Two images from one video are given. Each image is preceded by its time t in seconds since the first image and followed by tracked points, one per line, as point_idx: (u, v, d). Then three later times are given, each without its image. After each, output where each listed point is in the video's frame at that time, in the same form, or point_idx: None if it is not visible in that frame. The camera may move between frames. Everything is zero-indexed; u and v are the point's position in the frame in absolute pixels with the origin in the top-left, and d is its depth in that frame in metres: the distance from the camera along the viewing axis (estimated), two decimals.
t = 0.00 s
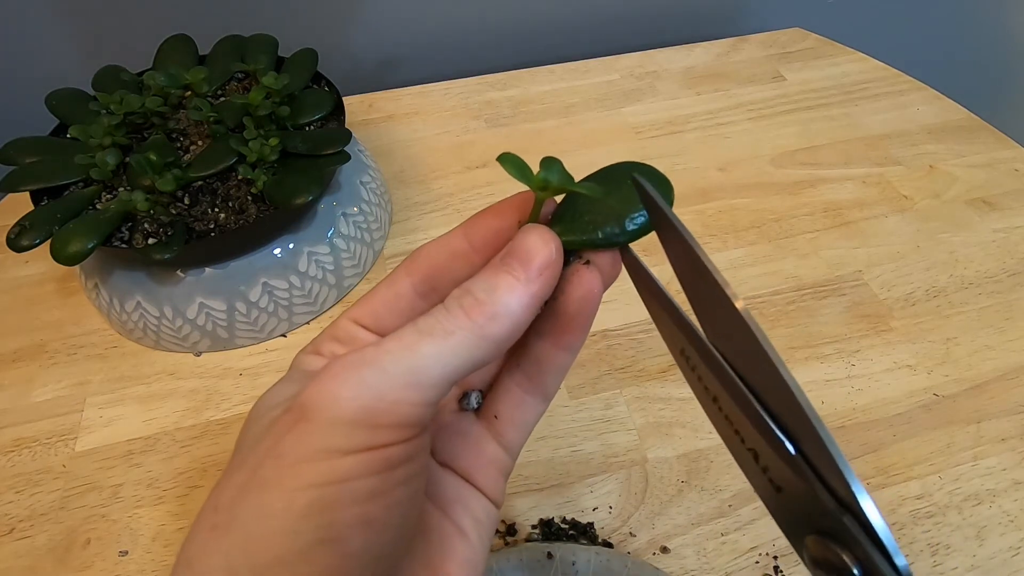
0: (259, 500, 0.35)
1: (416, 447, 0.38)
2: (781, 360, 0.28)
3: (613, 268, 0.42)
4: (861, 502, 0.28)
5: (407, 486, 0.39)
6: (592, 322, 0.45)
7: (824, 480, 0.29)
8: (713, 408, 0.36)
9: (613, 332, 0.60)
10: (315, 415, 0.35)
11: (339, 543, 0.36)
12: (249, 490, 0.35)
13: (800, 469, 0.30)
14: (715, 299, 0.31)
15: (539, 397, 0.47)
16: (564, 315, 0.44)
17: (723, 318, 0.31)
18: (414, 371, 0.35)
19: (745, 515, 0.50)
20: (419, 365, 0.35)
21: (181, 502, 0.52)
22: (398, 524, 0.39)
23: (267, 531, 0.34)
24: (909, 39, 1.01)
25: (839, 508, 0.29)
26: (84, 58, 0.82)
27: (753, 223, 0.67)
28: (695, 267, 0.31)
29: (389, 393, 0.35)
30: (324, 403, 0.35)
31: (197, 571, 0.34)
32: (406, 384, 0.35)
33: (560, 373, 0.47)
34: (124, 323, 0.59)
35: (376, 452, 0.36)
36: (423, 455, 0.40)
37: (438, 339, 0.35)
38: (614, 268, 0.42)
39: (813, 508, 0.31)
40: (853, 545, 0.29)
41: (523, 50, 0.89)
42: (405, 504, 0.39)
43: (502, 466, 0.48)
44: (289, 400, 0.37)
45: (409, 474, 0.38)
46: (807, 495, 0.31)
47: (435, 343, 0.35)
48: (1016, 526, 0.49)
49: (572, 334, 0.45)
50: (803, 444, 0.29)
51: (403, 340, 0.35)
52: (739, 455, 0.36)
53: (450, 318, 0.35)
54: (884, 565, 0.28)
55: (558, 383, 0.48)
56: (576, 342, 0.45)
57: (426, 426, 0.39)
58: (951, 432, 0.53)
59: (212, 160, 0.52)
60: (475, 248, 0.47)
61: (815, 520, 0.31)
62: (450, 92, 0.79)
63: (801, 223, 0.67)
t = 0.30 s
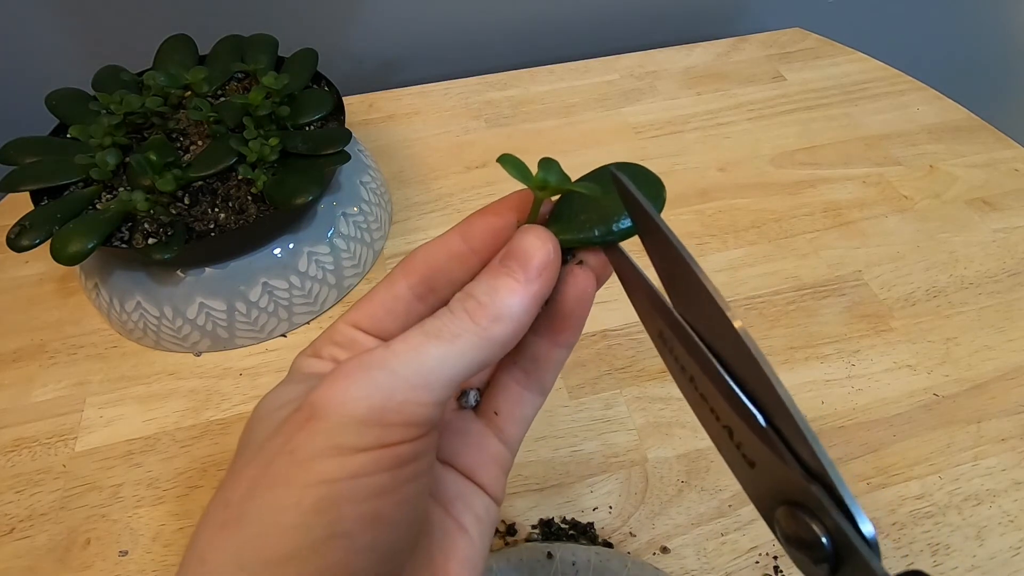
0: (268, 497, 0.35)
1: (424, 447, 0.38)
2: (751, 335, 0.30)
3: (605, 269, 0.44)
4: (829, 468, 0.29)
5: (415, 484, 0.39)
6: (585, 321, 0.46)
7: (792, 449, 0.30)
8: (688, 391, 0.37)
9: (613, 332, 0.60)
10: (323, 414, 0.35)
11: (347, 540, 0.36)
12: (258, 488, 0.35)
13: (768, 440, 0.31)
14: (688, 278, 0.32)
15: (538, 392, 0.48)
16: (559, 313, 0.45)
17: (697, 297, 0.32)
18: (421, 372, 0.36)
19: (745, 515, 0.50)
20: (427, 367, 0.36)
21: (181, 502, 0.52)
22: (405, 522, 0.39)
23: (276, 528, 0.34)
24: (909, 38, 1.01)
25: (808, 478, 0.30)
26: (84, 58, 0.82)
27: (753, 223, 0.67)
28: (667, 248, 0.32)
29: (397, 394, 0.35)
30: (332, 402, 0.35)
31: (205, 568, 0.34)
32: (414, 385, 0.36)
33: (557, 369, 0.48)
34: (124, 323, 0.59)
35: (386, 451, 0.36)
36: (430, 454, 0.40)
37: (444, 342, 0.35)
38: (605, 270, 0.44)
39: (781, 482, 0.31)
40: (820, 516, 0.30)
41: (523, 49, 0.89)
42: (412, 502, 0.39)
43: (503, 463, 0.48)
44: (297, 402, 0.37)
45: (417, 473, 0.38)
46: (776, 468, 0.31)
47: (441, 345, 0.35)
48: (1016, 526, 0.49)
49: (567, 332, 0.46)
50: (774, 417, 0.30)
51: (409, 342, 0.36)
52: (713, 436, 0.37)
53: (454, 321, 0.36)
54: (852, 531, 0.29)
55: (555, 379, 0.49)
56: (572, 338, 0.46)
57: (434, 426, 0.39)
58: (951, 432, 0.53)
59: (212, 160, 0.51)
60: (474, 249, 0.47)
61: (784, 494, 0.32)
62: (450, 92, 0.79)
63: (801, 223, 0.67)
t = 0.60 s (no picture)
0: (273, 497, 0.35)
1: (429, 446, 0.38)
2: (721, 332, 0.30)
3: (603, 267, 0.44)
4: (801, 463, 0.29)
5: (419, 484, 0.39)
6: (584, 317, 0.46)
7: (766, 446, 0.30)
8: (664, 398, 0.37)
9: (613, 332, 0.60)
10: (329, 415, 0.35)
11: (353, 537, 0.36)
12: (264, 487, 0.35)
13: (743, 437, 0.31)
14: (662, 282, 0.32)
15: (537, 388, 0.48)
16: (559, 311, 0.45)
17: (670, 299, 0.32)
18: (426, 374, 0.36)
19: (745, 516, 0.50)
20: (432, 369, 0.36)
21: (181, 502, 0.52)
22: (409, 521, 0.39)
23: (281, 528, 0.34)
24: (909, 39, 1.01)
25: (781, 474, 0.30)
26: (84, 58, 0.82)
27: (753, 223, 0.67)
28: (645, 256, 0.33)
29: (402, 395, 0.35)
30: (338, 402, 0.35)
31: (209, 568, 0.34)
32: (420, 386, 0.36)
33: (557, 365, 0.48)
34: (124, 323, 0.59)
35: (392, 451, 0.36)
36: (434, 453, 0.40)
37: (448, 343, 0.36)
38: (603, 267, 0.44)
39: (757, 481, 0.32)
40: (794, 514, 0.30)
41: (523, 49, 0.89)
42: (416, 501, 0.39)
43: (503, 460, 0.48)
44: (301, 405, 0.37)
45: (421, 472, 0.38)
46: (751, 467, 0.32)
47: (444, 347, 0.36)
48: (1016, 526, 0.49)
49: (566, 329, 0.46)
50: (748, 415, 0.30)
51: (412, 343, 0.36)
52: (689, 443, 0.37)
53: (456, 322, 0.36)
54: (826, 528, 0.29)
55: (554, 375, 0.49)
56: (572, 335, 0.47)
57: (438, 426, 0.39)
58: (951, 432, 0.53)
59: (212, 160, 0.52)
60: (472, 248, 0.47)
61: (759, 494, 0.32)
62: (450, 92, 0.79)
63: (801, 223, 0.67)
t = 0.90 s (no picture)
0: (282, 499, 0.35)
1: (437, 452, 0.38)
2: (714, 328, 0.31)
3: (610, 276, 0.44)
4: (794, 462, 0.29)
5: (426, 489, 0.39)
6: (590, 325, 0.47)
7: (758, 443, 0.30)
8: (661, 398, 0.37)
9: (613, 333, 0.60)
10: (338, 420, 0.35)
11: (360, 541, 0.36)
12: (273, 489, 0.35)
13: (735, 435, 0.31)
14: (659, 283, 0.33)
15: (540, 393, 0.48)
16: (566, 320, 0.45)
17: (666, 300, 0.33)
18: (435, 381, 0.36)
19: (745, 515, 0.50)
20: (440, 376, 0.36)
21: (181, 502, 0.52)
22: (415, 526, 0.39)
23: (289, 530, 0.34)
24: (909, 39, 1.01)
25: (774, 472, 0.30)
26: (84, 58, 0.82)
27: (753, 223, 0.67)
28: (644, 256, 0.33)
29: (411, 402, 0.35)
30: (347, 408, 0.35)
31: (217, 568, 0.34)
32: (427, 393, 0.36)
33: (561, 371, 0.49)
34: (125, 323, 0.59)
35: (400, 456, 0.36)
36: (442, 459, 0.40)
37: (456, 352, 0.36)
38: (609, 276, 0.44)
39: (750, 480, 0.32)
40: (788, 513, 0.30)
41: (523, 49, 0.89)
42: (422, 505, 0.39)
43: (507, 465, 0.48)
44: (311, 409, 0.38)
45: (428, 477, 0.38)
46: (745, 465, 0.32)
47: (453, 355, 0.36)
48: (1016, 526, 0.49)
49: (572, 337, 0.46)
50: (742, 414, 0.30)
51: (422, 351, 0.36)
52: (684, 443, 0.37)
53: (465, 331, 0.36)
54: (818, 526, 0.29)
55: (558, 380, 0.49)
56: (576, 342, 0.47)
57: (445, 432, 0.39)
58: (951, 432, 0.53)
59: (212, 160, 0.52)
60: (482, 254, 0.46)
61: (751, 493, 0.32)
62: (450, 92, 0.79)
63: (801, 223, 0.67)
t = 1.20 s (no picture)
0: (283, 495, 0.35)
1: (437, 448, 0.38)
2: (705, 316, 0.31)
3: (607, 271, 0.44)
4: (785, 445, 0.29)
5: (427, 485, 0.39)
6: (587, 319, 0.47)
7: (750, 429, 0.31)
8: (656, 391, 0.37)
9: (613, 332, 0.60)
10: (339, 415, 0.35)
11: (362, 537, 0.36)
12: (274, 485, 0.35)
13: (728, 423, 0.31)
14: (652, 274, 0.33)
15: (540, 389, 0.48)
16: (565, 315, 0.46)
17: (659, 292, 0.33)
18: (435, 377, 0.36)
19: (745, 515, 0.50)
20: (440, 372, 0.36)
21: (181, 502, 0.52)
22: (415, 521, 0.39)
23: (289, 526, 0.34)
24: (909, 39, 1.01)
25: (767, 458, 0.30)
26: (85, 58, 0.82)
27: (753, 223, 0.67)
28: (638, 248, 0.34)
29: (412, 398, 0.35)
30: (348, 403, 0.35)
31: (216, 565, 0.34)
32: (428, 388, 0.36)
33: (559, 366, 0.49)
34: (124, 323, 0.59)
35: (400, 452, 0.36)
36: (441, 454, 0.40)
37: (457, 347, 0.36)
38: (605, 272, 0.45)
39: (743, 467, 0.32)
40: (781, 498, 0.30)
41: (523, 49, 0.89)
42: (422, 501, 0.39)
43: (507, 461, 0.48)
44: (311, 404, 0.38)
45: (429, 473, 0.38)
46: (737, 453, 0.32)
47: (453, 350, 0.36)
48: (1016, 526, 0.49)
49: (570, 332, 0.47)
50: (734, 400, 0.31)
51: (423, 346, 0.36)
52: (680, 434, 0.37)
53: (465, 327, 0.36)
54: (811, 510, 0.29)
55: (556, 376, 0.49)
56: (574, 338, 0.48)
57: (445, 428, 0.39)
58: (951, 432, 0.53)
59: (212, 160, 0.52)
60: (482, 252, 0.47)
61: (746, 480, 0.32)
62: (450, 92, 0.79)
63: (801, 223, 0.67)
